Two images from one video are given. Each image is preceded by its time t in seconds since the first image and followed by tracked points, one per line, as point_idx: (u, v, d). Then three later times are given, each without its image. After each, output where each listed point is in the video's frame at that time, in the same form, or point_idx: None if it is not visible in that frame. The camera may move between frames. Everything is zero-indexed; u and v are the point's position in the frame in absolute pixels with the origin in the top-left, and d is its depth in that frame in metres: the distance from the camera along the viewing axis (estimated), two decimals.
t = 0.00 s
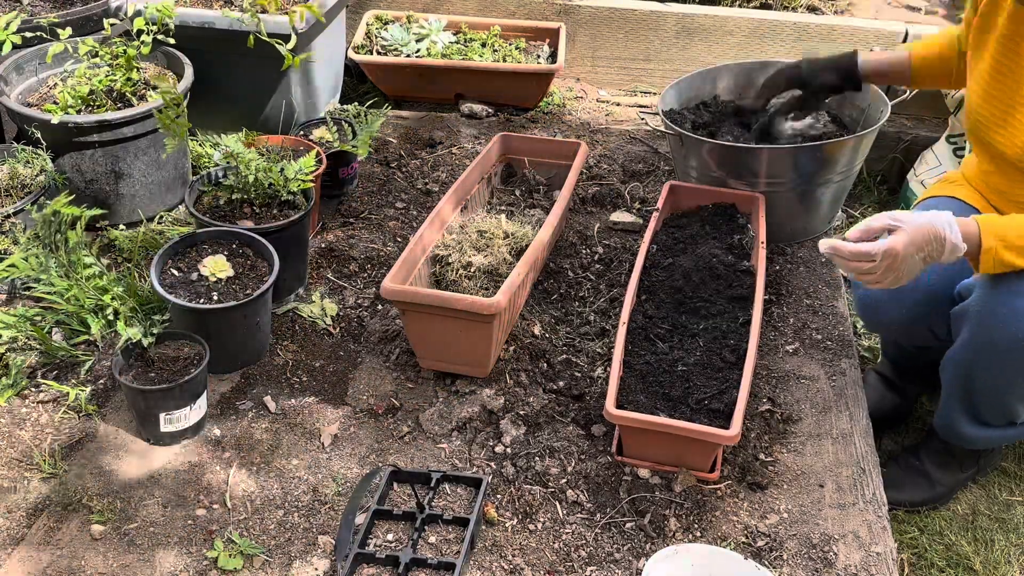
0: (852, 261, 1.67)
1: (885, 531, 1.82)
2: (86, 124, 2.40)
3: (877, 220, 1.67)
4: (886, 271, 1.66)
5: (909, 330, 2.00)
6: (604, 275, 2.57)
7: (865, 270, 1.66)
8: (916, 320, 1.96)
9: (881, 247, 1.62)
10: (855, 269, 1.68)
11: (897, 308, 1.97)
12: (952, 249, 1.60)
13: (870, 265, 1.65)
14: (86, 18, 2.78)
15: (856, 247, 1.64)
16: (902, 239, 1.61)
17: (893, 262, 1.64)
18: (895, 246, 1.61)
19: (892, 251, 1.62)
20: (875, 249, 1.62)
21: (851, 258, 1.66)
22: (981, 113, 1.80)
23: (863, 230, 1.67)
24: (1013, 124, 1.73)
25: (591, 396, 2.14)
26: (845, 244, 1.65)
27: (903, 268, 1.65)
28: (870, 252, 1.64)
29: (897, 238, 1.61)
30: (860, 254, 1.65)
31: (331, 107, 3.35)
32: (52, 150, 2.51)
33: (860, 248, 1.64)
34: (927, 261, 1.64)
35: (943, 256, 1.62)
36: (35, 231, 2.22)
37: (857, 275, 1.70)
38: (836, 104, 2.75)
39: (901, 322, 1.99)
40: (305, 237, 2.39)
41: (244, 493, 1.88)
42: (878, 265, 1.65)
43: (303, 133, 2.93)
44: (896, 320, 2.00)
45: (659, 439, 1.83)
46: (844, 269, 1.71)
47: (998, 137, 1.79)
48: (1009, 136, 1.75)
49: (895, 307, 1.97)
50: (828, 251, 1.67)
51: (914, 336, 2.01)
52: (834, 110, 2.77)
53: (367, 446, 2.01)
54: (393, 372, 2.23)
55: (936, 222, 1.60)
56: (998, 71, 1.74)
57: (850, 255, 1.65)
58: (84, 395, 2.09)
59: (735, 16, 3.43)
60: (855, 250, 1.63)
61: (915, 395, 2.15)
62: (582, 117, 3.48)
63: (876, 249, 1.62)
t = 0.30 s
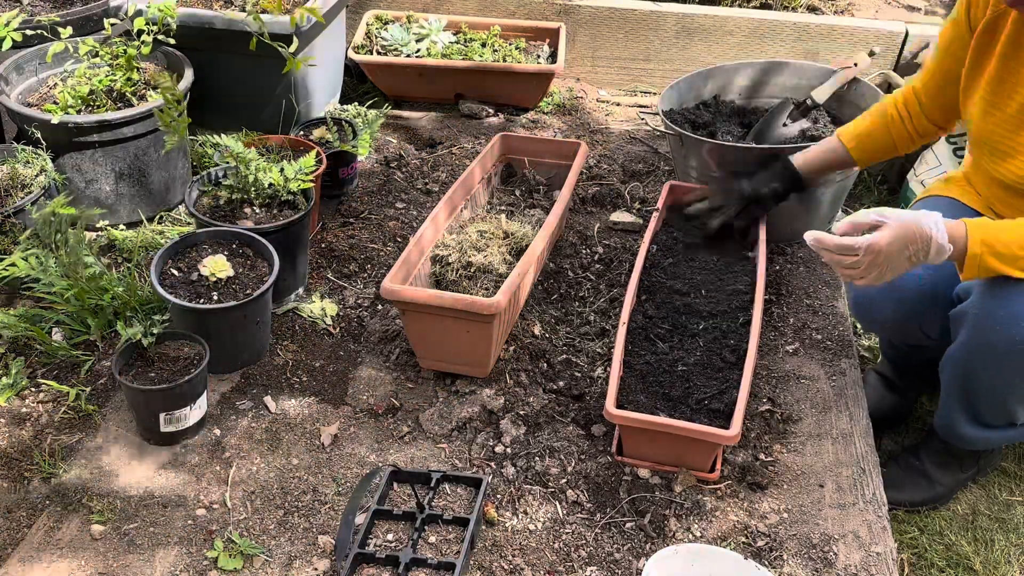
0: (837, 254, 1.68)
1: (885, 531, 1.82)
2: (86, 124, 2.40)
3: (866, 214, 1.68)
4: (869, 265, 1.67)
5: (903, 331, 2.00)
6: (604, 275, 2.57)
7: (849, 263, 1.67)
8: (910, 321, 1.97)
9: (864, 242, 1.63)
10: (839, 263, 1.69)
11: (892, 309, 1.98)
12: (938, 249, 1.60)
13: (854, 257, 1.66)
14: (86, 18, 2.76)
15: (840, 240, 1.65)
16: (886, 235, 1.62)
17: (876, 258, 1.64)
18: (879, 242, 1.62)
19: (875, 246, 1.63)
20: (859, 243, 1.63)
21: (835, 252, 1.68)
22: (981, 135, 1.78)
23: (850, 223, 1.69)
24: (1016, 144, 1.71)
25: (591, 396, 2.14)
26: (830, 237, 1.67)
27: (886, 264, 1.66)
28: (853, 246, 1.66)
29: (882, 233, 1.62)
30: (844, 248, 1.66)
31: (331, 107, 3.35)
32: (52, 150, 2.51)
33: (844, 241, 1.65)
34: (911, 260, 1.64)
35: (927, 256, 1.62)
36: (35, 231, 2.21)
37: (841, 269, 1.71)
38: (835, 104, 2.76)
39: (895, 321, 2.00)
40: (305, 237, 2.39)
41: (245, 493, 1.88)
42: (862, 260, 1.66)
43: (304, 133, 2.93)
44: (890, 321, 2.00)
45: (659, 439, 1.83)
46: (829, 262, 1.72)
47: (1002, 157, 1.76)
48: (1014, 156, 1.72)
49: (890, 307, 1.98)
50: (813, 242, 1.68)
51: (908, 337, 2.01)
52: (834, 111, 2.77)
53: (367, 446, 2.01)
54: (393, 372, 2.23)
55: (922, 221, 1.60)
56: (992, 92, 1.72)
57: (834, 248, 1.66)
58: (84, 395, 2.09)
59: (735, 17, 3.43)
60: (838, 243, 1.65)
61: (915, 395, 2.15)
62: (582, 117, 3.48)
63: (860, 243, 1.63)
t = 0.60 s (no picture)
0: (831, 255, 1.68)
1: (885, 531, 1.82)
2: (86, 124, 2.40)
3: (862, 215, 1.67)
4: (863, 267, 1.67)
5: (899, 332, 2.00)
6: (604, 275, 2.57)
7: (843, 265, 1.68)
8: (906, 322, 1.97)
9: (857, 244, 1.63)
10: (834, 264, 1.70)
11: (888, 310, 1.99)
12: (933, 252, 1.59)
13: (848, 260, 1.66)
14: (86, 18, 2.75)
15: (833, 242, 1.65)
16: (880, 238, 1.61)
17: (870, 259, 1.64)
18: (872, 244, 1.62)
19: (868, 249, 1.62)
20: (852, 245, 1.63)
21: (829, 253, 1.68)
22: (978, 140, 1.77)
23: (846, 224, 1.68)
24: (1011, 154, 1.70)
25: (591, 396, 2.14)
26: (825, 238, 1.67)
27: (881, 266, 1.66)
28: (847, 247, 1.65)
29: (875, 236, 1.61)
30: (837, 249, 1.66)
31: (331, 107, 3.35)
32: (52, 150, 2.51)
33: (838, 242, 1.65)
34: (906, 261, 1.64)
35: (922, 259, 1.61)
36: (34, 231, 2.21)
37: (836, 269, 1.72)
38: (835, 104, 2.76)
39: (890, 322, 2.00)
40: (304, 237, 2.39)
41: (245, 493, 1.88)
42: (855, 261, 1.66)
43: (303, 133, 2.93)
44: (886, 322, 2.01)
45: (659, 439, 1.82)
46: (824, 263, 1.72)
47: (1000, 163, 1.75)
48: (1011, 161, 1.71)
49: (886, 307, 1.98)
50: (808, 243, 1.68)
51: (904, 338, 2.02)
52: (834, 111, 2.77)
53: (368, 446, 2.01)
54: (393, 372, 2.23)
55: (917, 223, 1.59)
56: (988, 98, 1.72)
57: (828, 250, 1.66)
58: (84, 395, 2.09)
59: (735, 16, 3.43)
60: (831, 245, 1.65)
61: (915, 395, 2.15)
62: (582, 117, 3.48)
63: (853, 245, 1.63)
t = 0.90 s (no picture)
0: (811, 260, 1.69)
1: (885, 531, 1.82)
2: (86, 124, 2.40)
3: (839, 220, 1.69)
4: (843, 271, 1.67)
5: (891, 327, 2.00)
6: (604, 275, 2.57)
7: (824, 269, 1.68)
8: (896, 318, 1.97)
9: (837, 247, 1.64)
10: (814, 269, 1.70)
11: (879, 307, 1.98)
12: (911, 253, 1.60)
13: (829, 263, 1.67)
14: (86, 18, 2.81)
15: (813, 246, 1.66)
16: (859, 240, 1.63)
17: (850, 262, 1.65)
18: (851, 246, 1.63)
19: (848, 251, 1.63)
20: (832, 248, 1.64)
21: (809, 257, 1.68)
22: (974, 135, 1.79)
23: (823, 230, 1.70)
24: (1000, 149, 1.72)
25: (591, 396, 2.14)
26: (804, 243, 1.68)
27: (861, 269, 1.66)
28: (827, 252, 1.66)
29: (855, 238, 1.63)
30: (817, 254, 1.67)
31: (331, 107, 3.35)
32: (52, 150, 2.51)
33: (818, 246, 1.66)
34: (886, 264, 1.65)
35: (902, 260, 1.62)
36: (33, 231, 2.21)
37: (817, 275, 1.72)
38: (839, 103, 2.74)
39: (881, 319, 2.00)
40: (305, 237, 2.39)
41: (245, 492, 1.88)
42: (836, 265, 1.66)
43: (303, 133, 2.93)
44: (877, 317, 2.01)
45: (659, 439, 1.82)
46: (805, 269, 1.73)
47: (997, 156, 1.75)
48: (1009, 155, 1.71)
49: (878, 305, 1.99)
50: (788, 249, 1.69)
51: (897, 333, 2.01)
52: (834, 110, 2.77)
53: (368, 446, 2.01)
54: (393, 372, 2.23)
55: (895, 224, 1.61)
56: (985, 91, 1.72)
57: (807, 254, 1.67)
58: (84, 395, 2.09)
59: (735, 16, 3.43)
60: (811, 248, 1.66)
61: (915, 395, 2.15)
62: (582, 117, 3.48)
63: (833, 248, 1.64)
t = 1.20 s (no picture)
0: (818, 250, 1.70)
1: (885, 531, 1.82)
2: (86, 124, 2.40)
3: (846, 210, 1.70)
4: (849, 259, 1.67)
5: (895, 314, 2.00)
6: (604, 275, 2.57)
7: (830, 258, 1.69)
8: (900, 305, 1.97)
9: (841, 235, 1.65)
10: (821, 259, 1.71)
11: (883, 292, 1.98)
12: (917, 240, 1.59)
13: (835, 252, 1.68)
14: (86, 18, 2.80)
15: (819, 235, 1.68)
16: (865, 227, 1.63)
17: (856, 250, 1.65)
18: (857, 234, 1.63)
19: (853, 239, 1.64)
20: (837, 236, 1.65)
21: (815, 246, 1.70)
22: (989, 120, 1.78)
23: (830, 221, 1.71)
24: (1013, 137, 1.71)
25: (591, 396, 2.14)
26: (810, 233, 1.70)
27: (868, 257, 1.66)
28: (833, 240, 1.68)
29: (860, 226, 1.63)
30: (823, 242, 1.68)
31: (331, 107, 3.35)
32: (52, 150, 2.51)
33: (823, 235, 1.68)
34: (893, 253, 1.64)
35: (908, 248, 1.61)
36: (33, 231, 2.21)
37: (825, 266, 1.73)
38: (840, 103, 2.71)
39: (883, 305, 2.00)
40: (305, 237, 2.39)
41: (245, 493, 1.88)
42: (841, 253, 1.67)
43: (303, 133, 2.93)
44: (880, 302, 2.01)
45: (659, 439, 1.83)
46: (813, 260, 1.74)
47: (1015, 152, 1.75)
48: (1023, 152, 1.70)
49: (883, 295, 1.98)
50: (794, 239, 1.72)
51: (901, 322, 2.01)
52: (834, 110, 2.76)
53: (368, 446, 2.01)
54: (393, 372, 2.23)
55: (901, 212, 1.61)
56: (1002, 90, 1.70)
57: (813, 242, 1.69)
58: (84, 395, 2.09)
59: (735, 16, 3.43)
60: (817, 237, 1.68)
61: (915, 395, 2.15)
62: (582, 117, 3.48)
63: (838, 236, 1.65)
